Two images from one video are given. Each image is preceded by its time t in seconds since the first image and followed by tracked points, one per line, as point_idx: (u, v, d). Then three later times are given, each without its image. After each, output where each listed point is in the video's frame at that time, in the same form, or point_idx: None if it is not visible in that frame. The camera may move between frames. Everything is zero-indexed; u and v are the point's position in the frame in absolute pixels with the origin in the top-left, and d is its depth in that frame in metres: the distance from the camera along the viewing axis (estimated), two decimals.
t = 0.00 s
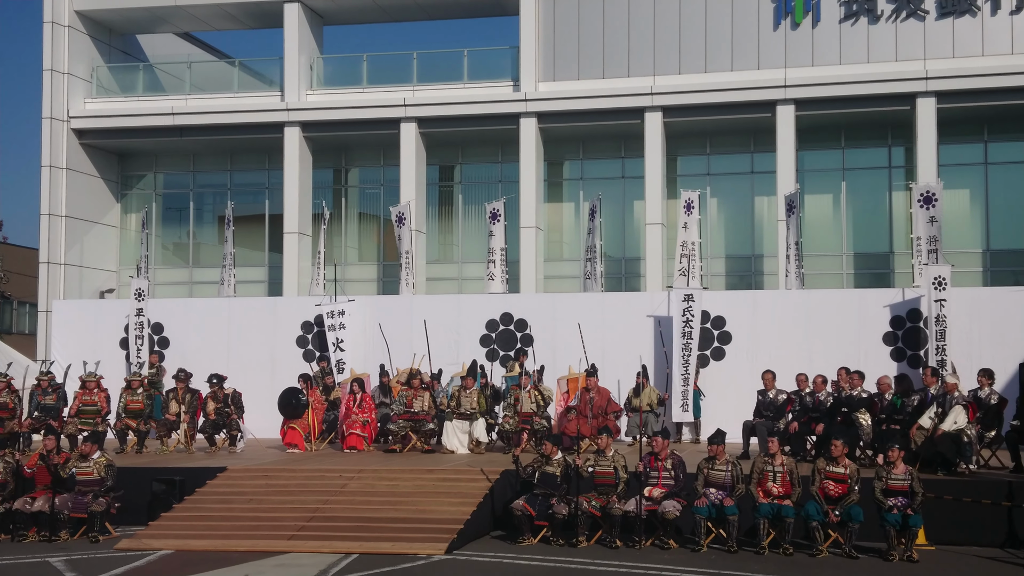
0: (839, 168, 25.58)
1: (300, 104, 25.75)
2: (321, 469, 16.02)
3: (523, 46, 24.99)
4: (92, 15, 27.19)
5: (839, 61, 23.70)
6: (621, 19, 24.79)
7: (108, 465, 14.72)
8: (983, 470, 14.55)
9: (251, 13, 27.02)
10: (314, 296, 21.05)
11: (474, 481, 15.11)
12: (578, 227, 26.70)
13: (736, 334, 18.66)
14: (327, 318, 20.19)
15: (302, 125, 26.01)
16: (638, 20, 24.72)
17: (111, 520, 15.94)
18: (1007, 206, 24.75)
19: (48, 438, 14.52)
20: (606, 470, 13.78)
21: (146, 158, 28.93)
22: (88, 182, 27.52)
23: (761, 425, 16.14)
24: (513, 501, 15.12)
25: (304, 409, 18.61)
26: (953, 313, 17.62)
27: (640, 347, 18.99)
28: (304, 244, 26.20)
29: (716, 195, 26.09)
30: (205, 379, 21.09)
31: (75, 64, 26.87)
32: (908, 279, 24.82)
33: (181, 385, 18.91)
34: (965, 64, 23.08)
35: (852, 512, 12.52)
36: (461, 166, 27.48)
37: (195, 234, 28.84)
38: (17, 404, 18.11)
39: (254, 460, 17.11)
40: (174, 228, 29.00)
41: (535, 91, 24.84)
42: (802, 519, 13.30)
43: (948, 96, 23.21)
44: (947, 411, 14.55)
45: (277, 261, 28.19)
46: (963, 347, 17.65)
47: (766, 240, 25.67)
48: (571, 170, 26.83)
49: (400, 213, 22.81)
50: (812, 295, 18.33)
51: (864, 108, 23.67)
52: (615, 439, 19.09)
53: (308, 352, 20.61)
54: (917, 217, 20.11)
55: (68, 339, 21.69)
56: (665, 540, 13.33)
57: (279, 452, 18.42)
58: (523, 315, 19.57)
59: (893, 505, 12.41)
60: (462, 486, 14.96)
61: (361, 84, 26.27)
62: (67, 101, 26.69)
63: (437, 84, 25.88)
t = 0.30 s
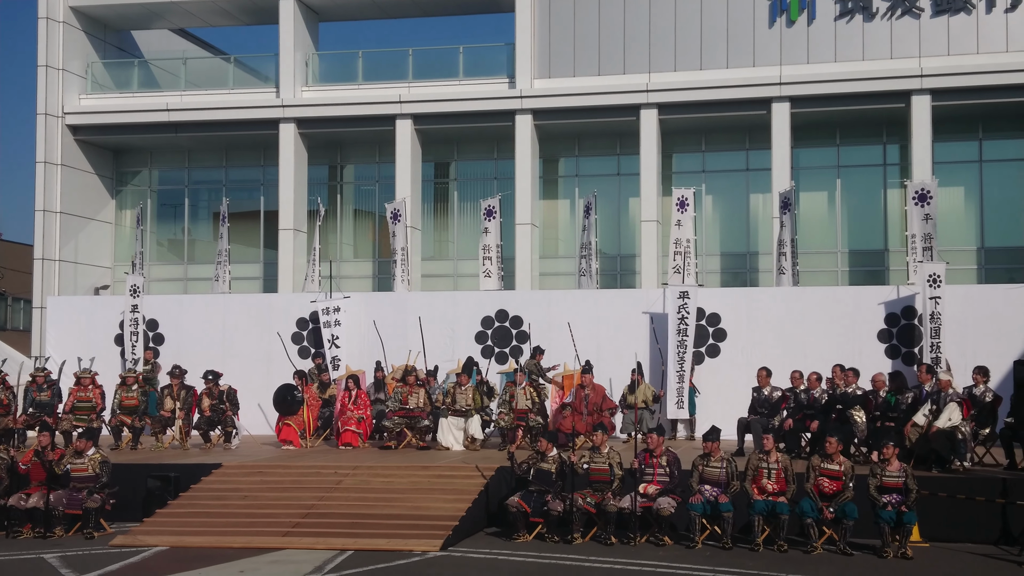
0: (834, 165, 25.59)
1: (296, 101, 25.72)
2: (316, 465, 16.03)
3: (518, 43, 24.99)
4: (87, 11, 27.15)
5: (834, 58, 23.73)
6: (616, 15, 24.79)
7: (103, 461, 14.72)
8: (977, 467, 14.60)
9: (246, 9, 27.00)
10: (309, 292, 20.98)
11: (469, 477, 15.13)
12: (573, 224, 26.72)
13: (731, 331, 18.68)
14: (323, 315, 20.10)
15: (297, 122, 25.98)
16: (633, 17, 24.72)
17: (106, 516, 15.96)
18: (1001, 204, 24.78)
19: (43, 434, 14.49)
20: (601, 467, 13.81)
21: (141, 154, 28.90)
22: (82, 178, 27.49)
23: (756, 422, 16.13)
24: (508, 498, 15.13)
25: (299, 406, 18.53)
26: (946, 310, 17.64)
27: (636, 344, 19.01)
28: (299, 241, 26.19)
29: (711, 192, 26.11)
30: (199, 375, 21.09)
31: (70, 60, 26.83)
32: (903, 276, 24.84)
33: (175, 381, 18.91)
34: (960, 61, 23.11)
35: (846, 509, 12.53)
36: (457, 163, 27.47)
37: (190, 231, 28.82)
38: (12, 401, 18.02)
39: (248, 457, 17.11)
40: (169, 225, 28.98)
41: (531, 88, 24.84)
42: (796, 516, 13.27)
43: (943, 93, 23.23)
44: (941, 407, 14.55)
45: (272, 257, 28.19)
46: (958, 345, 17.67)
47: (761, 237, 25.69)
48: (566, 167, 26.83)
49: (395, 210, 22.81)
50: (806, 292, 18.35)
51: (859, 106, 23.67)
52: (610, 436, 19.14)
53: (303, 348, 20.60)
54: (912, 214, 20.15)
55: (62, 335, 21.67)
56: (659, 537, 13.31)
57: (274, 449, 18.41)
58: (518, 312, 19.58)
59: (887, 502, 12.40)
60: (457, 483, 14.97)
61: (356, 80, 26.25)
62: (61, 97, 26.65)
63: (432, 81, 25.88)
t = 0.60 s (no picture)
0: (831, 164, 25.60)
1: (292, 99, 25.70)
2: (313, 464, 16.02)
3: (515, 42, 24.98)
4: (83, 8, 27.12)
5: (831, 58, 23.74)
6: (613, 14, 24.78)
7: (99, 459, 14.69)
8: (972, 466, 14.62)
9: (243, 7, 26.97)
10: (304, 291, 21.02)
11: (465, 476, 15.12)
12: (569, 223, 26.74)
13: (727, 331, 18.68)
14: (319, 313, 20.27)
15: (293, 120, 25.96)
16: (630, 16, 24.71)
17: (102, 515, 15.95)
18: (997, 203, 24.80)
19: (39, 431, 14.50)
20: (597, 465, 13.84)
21: (137, 151, 28.87)
22: (78, 176, 27.46)
23: (752, 421, 16.13)
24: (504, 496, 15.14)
25: (296, 404, 18.61)
26: (942, 310, 17.66)
27: (632, 343, 19.00)
28: (296, 239, 26.18)
29: (707, 191, 26.11)
30: (196, 373, 21.07)
31: (66, 57, 26.79)
32: (899, 276, 24.86)
33: (172, 379, 18.99)
34: (957, 61, 23.12)
35: (842, 508, 12.53)
36: (453, 161, 27.45)
37: (186, 229, 28.80)
38: (8, 398, 18.09)
39: (244, 455, 17.09)
40: (165, 222, 28.96)
41: (527, 87, 24.85)
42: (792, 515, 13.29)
43: (940, 92, 23.24)
44: (937, 406, 14.58)
45: (268, 256, 28.19)
46: (953, 345, 17.69)
47: (757, 236, 25.70)
48: (563, 166, 26.83)
49: (391, 209, 22.81)
50: (801, 292, 18.40)
51: (856, 105, 23.68)
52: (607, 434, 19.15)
53: (299, 347, 20.61)
54: (908, 213, 20.17)
55: (58, 333, 21.66)
56: (655, 535, 13.31)
57: (270, 447, 18.40)
58: (514, 311, 19.60)
59: (883, 501, 12.42)
60: (453, 481, 14.97)
61: (353, 79, 26.24)
62: (58, 94, 26.61)
63: (429, 79, 25.86)
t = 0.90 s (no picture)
0: (828, 163, 25.62)
1: (289, 96, 25.67)
2: (310, 461, 16.03)
3: (512, 40, 24.98)
4: (80, 5, 27.08)
5: (828, 56, 23.75)
6: (610, 12, 24.77)
7: (95, 457, 14.72)
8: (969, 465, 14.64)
9: (240, 4, 26.95)
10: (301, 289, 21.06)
11: (462, 474, 15.13)
12: (566, 221, 26.75)
13: (724, 328, 18.69)
14: (316, 310, 20.28)
15: (290, 117, 25.94)
16: (627, 13, 24.70)
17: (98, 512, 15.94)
18: (993, 201, 24.83)
19: (35, 429, 14.48)
20: (593, 463, 13.83)
21: (134, 149, 28.82)
22: (75, 173, 27.43)
23: (748, 419, 16.15)
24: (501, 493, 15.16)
25: (293, 401, 18.60)
26: (938, 309, 17.71)
27: (628, 340, 19.01)
28: (293, 237, 26.14)
29: (704, 189, 26.13)
30: (192, 371, 21.06)
31: (63, 54, 26.75)
32: (895, 274, 24.89)
33: (168, 376, 18.89)
34: (953, 59, 23.13)
35: (838, 506, 12.52)
36: (450, 159, 27.46)
37: (183, 226, 28.78)
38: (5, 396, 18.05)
39: (241, 453, 17.10)
40: (162, 220, 28.95)
41: (524, 84, 24.85)
42: (788, 513, 13.29)
43: (937, 91, 23.26)
44: (933, 406, 14.65)
45: (265, 253, 28.17)
46: (950, 343, 17.75)
47: (754, 234, 25.72)
48: (560, 164, 26.84)
49: (388, 206, 22.82)
50: (798, 290, 18.40)
51: (853, 103, 23.69)
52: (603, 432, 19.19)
53: (296, 344, 20.65)
54: (905, 212, 20.19)
55: (54, 330, 21.63)
56: (652, 533, 13.32)
57: (266, 445, 18.36)
58: (511, 309, 19.61)
59: (879, 499, 12.44)
60: (450, 479, 14.98)
61: (350, 76, 26.23)
62: (54, 91, 26.58)
63: (426, 77, 25.85)
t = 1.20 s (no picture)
0: (825, 160, 25.63)
1: (287, 92, 25.63)
2: (307, 457, 16.04)
3: (509, 36, 24.96)
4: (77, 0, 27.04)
5: (826, 53, 23.75)
6: (608, 9, 24.76)
7: (93, 453, 14.78)
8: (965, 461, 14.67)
9: None
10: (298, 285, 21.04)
11: (460, 470, 15.15)
12: (563, 217, 26.73)
13: (721, 326, 18.70)
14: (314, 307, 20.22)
15: (287, 113, 25.91)
16: (625, 10, 24.69)
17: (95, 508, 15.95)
18: (991, 198, 24.84)
19: (32, 425, 14.40)
20: (591, 460, 13.82)
21: (131, 145, 28.80)
22: (72, 169, 27.40)
23: (745, 416, 16.15)
24: (497, 489, 15.18)
25: (289, 398, 18.46)
26: (935, 306, 17.71)
27: (626, 338, 19.02)
28: (290, 233, 26.11)
29: (702, 186, 26.14)
30: (189, 367, 21.04)
31: (60, 50, 26.72)
32: (893, 271, 24.90)
33: (166, 372, 18.84)
34: (951, 56, 23.13)
35: (836, 503, 12.57)
36: (448, 156, 27.46)
37: (180, 222, 28.77)
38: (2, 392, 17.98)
39: (239, 449, 17.11)
40: (159, 216, 28.93)
41: (522, 81, 24.83)
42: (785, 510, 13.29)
43: (935, 88, 23.26)
44: (930, 402, 14.51)
45: (263, 249, 28.15)
46: (946, 340, 17.75)
47: (751, 231, 25.73)
48: (558, 161, 26.83)
49: (385, 203, 22.83)
50: (795, 287, 18.38)
51: (851, 100, 23.70)
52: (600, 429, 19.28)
53: (293, 340, 20.62)
54: (902, 209, 20.20)
55: (51, 326, 21.61)
56: (648, 530, 13.32)
57: (263, 441, 18.37)
58: (508, 306, 19.62)
59: (876, 496, 12.44)
60: (447, 475, 14.99)
61: (347, 72, 26.20)
62: (52, 87, 26.54)
63: (424, 73, 25.83)
